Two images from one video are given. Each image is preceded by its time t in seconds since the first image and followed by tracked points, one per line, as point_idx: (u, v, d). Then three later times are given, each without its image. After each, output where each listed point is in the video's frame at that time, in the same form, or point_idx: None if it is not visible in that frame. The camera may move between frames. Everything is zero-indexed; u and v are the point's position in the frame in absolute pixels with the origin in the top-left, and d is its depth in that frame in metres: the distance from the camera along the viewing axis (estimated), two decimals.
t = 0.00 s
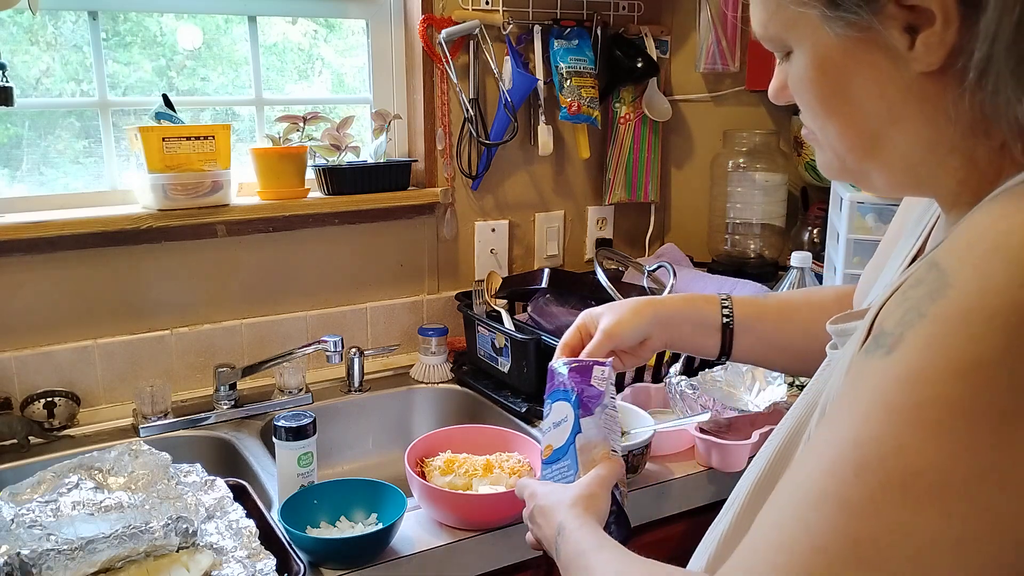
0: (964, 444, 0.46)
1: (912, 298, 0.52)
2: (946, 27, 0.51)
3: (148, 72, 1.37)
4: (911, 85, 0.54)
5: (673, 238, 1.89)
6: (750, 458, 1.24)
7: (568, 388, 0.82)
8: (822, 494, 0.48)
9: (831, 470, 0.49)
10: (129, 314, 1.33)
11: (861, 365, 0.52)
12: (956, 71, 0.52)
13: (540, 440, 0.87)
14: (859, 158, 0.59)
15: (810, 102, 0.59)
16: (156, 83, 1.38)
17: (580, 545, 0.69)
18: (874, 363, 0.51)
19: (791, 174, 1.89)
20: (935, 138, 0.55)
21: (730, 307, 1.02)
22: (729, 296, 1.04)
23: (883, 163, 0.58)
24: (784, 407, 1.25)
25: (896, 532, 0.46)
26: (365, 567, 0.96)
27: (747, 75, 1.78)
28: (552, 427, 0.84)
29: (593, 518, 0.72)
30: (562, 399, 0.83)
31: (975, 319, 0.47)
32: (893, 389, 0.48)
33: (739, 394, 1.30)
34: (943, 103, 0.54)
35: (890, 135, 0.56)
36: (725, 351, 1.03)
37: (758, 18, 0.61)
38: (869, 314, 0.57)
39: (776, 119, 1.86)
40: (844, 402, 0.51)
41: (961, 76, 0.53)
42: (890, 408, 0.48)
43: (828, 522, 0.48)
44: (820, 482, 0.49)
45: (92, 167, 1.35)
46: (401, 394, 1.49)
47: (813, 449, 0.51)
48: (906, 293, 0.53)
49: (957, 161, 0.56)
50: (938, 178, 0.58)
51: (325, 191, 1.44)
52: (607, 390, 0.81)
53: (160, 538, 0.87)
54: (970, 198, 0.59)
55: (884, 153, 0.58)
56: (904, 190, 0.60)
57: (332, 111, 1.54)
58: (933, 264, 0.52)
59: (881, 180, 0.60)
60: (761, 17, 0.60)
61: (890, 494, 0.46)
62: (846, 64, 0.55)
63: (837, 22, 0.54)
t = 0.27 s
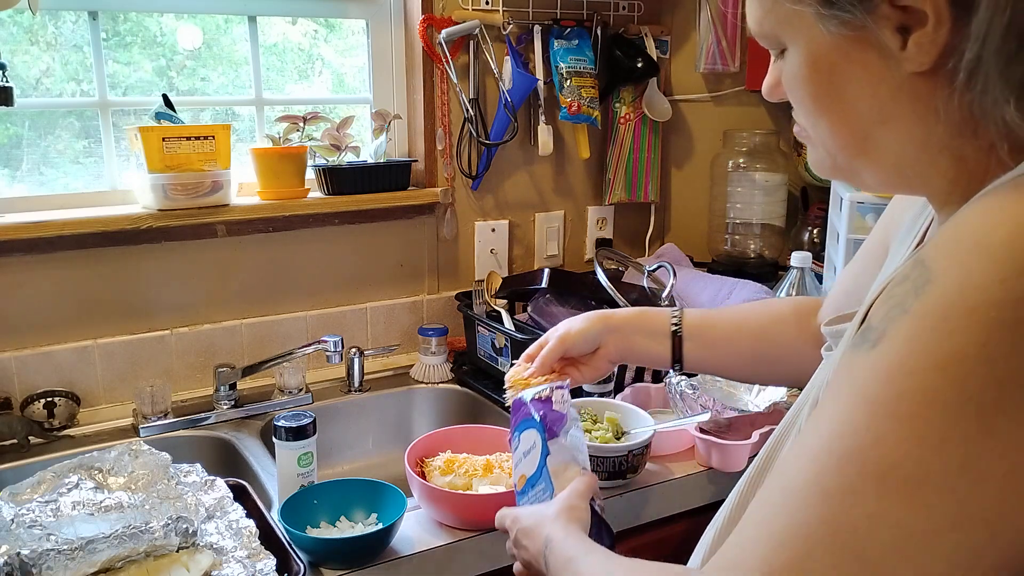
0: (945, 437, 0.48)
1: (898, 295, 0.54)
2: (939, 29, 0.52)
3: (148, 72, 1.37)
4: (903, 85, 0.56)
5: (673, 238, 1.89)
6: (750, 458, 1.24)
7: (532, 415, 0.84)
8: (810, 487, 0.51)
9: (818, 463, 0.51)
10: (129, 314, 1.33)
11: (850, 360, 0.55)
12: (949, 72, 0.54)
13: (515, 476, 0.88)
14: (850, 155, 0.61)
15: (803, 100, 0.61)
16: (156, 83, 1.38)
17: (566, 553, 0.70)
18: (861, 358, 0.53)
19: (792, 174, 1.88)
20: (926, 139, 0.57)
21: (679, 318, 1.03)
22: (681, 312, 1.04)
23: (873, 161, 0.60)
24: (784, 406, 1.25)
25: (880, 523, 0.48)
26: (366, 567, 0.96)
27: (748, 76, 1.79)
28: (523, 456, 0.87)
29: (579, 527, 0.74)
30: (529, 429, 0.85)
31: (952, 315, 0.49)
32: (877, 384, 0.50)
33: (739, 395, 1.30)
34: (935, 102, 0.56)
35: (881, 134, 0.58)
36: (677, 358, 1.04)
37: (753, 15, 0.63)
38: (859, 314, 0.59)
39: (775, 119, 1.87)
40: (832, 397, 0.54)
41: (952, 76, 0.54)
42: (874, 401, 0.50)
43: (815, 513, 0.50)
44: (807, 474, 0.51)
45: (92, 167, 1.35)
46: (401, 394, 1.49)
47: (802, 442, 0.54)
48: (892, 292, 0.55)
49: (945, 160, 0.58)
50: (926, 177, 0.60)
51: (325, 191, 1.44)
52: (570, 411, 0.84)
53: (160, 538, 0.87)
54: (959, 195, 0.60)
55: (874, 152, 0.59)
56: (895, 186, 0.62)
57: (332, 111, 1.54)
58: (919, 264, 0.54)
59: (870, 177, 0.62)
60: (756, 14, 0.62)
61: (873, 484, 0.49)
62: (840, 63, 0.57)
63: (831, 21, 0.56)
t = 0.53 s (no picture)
0: (995, 450, 0.48)
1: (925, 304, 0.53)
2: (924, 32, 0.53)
3: (148, 72, 1.37)
4: (888, 86, 0.56)
5: (673, 238, 1.89)
6: (750, 458, 1.24)
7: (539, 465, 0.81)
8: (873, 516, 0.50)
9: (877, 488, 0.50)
10: (129, 314, 1.33)
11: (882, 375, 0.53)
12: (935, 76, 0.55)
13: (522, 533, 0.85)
14: (837, 158, 0.62)
15: (791, 103, 0.62)
16: (156, 83, 1.38)
17: None
18: (898, 375, 0.52)
19: (791, 174, 1.88)
20: (913, 140, 0.58)
21: (631, 361, 1.03)
22: (630, 350, 1.05)
23: (860, 163, 0.61)
24: (783, 406, 1.29)
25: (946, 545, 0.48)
26: (366, 567, 0.96)
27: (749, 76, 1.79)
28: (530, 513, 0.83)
29: None
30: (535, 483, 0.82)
31: (989, 322, 0.49)
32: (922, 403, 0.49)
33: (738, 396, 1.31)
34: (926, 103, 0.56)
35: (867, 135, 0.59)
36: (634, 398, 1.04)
37: (743, 19, 0.63)
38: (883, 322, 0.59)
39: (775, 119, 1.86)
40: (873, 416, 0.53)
41: (940, 78, 0.55)
42: (923, 421, 0.49)
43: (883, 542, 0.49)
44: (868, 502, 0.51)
45: (92, 167, 1.35)
46: (401, 394, 1.49)
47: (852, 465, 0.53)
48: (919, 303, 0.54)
49: (934, 160, 0.58)
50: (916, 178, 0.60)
51: (325, 191, 1.44)
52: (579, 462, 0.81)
53: (160, 538, 0.87)
54: (952, 196, 0.60)
55: (861, 153, 0.60)
56: (887, 188, 0.62)
57: (332, 111, 1.54)
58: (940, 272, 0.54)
59: (859, 180, 0.62)
60: (745, 19, 0.62)
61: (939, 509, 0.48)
62: (825, 66, 0.58)
63: (818, 26, 0.57)
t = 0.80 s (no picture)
0: None
1: (993, 330, 0.55)
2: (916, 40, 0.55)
3: (149, 72, 1.37)
4: (881, 93, 0.58)
5: (673, 238, 1.89)
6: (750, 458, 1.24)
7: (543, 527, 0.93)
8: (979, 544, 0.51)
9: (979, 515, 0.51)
10: (129, 314, 1.33)
11: (965, 411, 0.54)
12: (931, 84, 0.57)
13: None
14: (830, 165, 0.63)
15: (783, 112, 0.63)
16: (156, 83, 1.38)
17: None
18: (985, 406, 0.53)
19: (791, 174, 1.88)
20: (907, 143, 0.60)
21: (602, 390, 1.02)
22: (599, 372, 1.04)
23: (853, 170, 0.63)
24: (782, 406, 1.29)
25: None
26: (366, 567, 0.96)
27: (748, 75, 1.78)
28: None
29: None
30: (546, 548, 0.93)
31: None
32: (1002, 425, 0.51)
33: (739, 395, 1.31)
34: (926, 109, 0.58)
35: (860, 142, 0.61)
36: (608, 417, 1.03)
37: (734, 29, 0.65)
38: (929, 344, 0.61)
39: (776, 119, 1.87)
40: (949, 439, 0.54)
41: (937, 87, 0.57)
42: None
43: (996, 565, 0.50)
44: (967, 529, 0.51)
45: (92, 167, 1.35)
46: (401, 394, 1.49)
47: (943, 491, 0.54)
48: (978, 329, 0.56)
49: (927, 160, 0.60)
50: (910, 182, 0.62)
51: (325, 191, 1.44)
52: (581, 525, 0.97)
53: (160, 538, 0.87)
54: (949, 200, 0.63)
55: (855, 160, 0.62)
56: (881, 191, 0.64)
57: (332, 111, 1.54)
58: (988, 293, 0.57)
59: (854, 187, 0.64)
60: (741, 26, 0.64)
61: None
62: (817, 74, 0.60)
63: (811, 34, 0.58)
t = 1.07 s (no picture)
0: None
1: None
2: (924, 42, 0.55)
3: (149, 72, 1.37)
4: (888, 95, 0.58)
5: (673, 238, 1.89)
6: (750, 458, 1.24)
7: None
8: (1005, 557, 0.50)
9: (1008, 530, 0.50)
10: (129, 314, 1.33)
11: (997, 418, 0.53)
12: (943, 86, 0.57)
13: None
14: (837, 168, 0.63)
15: (787, 116, 0.63)
16: (156, 84, 1.38)
17: None
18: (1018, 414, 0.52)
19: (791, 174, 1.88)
20: (915, 145, 0.60)
21: (588, 397, 1.02)
22: (585, 379, 1.04)
23: (860, 173, 0.62)
24: (782, 406, 1.29)
25: None
26: (366, 567, 0.96)
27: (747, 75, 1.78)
28: None
29: None
30: None
31: None
32: None
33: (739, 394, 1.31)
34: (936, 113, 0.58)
35: (868, 144, 0.61)
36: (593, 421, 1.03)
37: (735, 34, 0.65)
38: (954, 352, 0.61)
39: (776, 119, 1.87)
40: (976, 452, 0.53)
41: (950, 90, 0.57)
42: None
43: None
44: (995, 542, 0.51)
45: (92, 167, 1.35)
46: (401, 394, 1.49)
47: (970, 505, 0.53)
48: (1014, 337, 0.55)
49: (934, 163, 0.61)
50: (917, 184, 0.63)
51: (325, 191, 1.45)
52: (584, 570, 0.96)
53: (160, 538, 0.87)
54: (955, 201, 0.64)
55: (862, 162, 0.62)
56: (886, 194, 0.64)
57: (332, 111, 1.54)
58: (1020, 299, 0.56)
59: (861, 190, 0.64)
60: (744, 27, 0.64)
61: None
62: (824, 77, 0.60)
63: (817, 37, 0.58)
